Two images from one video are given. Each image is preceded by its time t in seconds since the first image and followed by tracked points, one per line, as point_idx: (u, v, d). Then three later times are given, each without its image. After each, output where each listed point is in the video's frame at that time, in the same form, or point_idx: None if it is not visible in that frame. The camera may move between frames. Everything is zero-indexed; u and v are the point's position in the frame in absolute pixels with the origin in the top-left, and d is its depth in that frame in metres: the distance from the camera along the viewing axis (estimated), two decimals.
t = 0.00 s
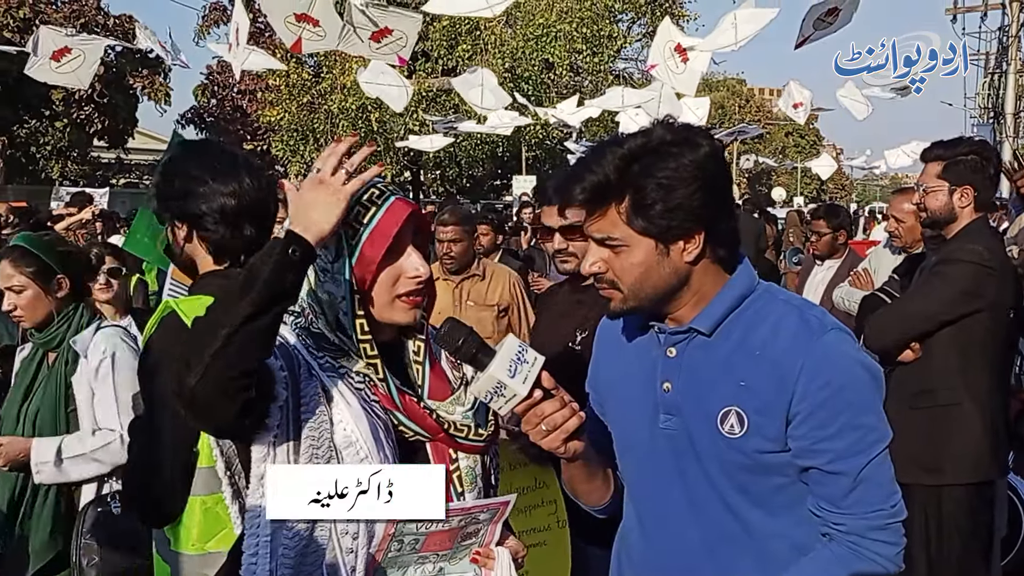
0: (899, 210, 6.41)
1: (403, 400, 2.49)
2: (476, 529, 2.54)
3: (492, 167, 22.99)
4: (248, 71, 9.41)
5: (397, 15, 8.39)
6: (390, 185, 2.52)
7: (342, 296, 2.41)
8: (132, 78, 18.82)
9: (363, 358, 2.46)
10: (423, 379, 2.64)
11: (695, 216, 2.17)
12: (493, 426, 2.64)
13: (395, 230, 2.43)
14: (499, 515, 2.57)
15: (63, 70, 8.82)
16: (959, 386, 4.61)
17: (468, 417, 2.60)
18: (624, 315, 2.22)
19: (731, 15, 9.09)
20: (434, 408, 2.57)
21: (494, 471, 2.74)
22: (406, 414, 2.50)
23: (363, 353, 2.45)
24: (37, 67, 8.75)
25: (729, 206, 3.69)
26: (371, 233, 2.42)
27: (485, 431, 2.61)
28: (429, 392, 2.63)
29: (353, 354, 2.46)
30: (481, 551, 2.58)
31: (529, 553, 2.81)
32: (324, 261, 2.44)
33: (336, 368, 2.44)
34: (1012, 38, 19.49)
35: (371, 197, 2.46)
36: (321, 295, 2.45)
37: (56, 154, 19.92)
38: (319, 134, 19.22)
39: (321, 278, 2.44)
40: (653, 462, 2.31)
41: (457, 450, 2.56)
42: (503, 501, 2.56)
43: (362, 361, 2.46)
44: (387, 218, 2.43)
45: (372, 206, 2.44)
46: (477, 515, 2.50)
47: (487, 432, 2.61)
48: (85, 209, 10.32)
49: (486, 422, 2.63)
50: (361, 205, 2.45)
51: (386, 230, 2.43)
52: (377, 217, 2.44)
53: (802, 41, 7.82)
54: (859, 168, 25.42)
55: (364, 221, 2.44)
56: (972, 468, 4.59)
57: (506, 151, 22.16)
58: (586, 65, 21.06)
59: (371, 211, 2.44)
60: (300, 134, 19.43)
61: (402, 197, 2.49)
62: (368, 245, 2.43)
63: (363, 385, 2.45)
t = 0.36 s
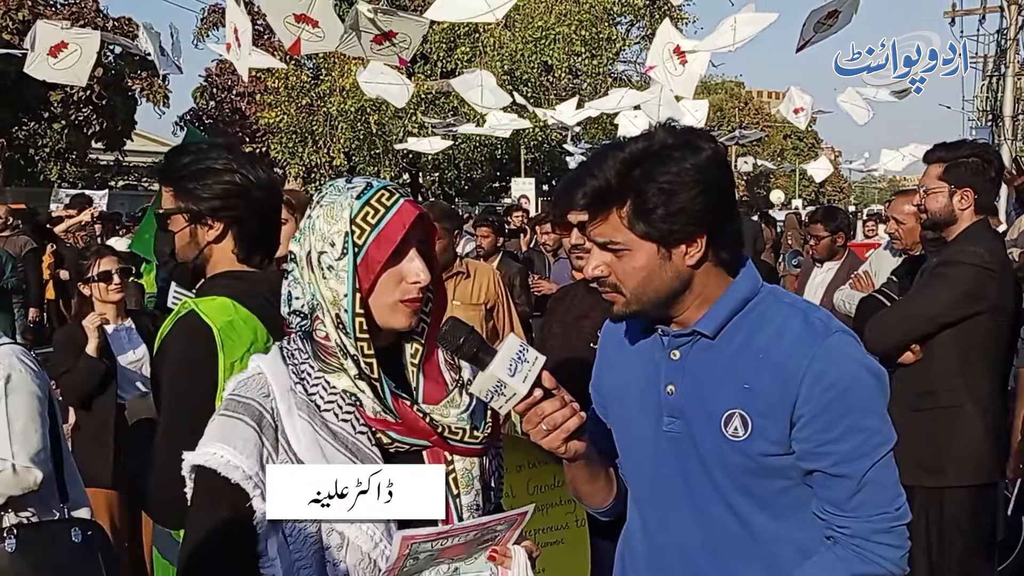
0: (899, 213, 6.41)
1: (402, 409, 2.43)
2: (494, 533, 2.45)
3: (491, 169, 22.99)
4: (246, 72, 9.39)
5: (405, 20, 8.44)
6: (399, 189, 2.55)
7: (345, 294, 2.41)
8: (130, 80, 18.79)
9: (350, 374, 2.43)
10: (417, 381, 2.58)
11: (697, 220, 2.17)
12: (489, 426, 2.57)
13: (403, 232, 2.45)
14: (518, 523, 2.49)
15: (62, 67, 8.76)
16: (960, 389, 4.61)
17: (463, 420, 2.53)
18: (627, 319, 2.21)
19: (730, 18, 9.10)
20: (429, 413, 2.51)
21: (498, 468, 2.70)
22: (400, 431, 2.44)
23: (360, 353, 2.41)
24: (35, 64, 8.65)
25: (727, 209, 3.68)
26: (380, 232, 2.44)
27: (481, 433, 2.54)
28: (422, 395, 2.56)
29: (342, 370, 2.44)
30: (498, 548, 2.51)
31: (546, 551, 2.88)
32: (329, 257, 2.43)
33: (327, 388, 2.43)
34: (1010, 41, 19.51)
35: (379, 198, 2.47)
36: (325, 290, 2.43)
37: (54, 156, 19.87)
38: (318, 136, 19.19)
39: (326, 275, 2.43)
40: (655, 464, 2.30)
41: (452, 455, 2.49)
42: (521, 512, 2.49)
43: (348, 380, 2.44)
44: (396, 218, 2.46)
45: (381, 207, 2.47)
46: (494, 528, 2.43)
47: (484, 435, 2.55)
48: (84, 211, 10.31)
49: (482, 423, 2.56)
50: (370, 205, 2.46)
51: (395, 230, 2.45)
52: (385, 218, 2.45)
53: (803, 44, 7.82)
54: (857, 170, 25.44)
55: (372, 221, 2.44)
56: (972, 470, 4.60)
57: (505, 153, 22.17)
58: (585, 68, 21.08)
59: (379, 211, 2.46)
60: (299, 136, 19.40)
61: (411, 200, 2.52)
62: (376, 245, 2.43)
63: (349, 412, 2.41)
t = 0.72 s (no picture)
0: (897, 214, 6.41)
1: (386, 422, 2.41)
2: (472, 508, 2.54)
3: (490, 171, 23.01)
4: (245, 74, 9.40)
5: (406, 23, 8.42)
6: (387, 193, 2.53)
7: (331, 305, 2.37)
8: (130, 82, 18.78)
9: (333, 386, 2.39)
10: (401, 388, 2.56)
11: (695, 222, 2.17)
12: (476, 434, 2.56)
13: (392, 241, 2.43)
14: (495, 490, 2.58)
15: (62, 63, 8.74)
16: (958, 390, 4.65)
17: (449, 427, 2.51)
18: (627, 321, 2.21)
19: (730, 20, 9.10)
20: (411, 422, 2.48)
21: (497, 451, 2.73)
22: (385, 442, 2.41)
23: (346, 366, 2.38)
24: (36, 65, 8.69)
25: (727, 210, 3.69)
26: (369, 240, 2.42)
27: (467, 441, 2.53)
28: (405, 404, 2.54)
29: (326, 381, 2.40)
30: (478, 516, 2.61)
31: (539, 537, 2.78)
32: (316, 266, 2.39)
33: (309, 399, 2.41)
34: (1009, 44, 19.53)
35: (366, 204, 2.44)
36: (311, 299, 2.39)
37: (53, 157, 19.84)
38: (317, 138, 19.18)
39: (313, 284, 2.39)
40: (656, 467, 2.31)
41: (433, 462, 2.47)
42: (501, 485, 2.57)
43: (331, 391, 2.40)
44: (384, 226, 2.44)
45: (369, 213, 2.43)
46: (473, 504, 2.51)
47: (471, 442, 2.54)
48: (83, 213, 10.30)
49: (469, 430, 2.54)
50: (357, 212, 2.42)
51: (383, 238, 2.42)
52: (373, 225, 2.43)
53: (803, 47, 7.83)
54: (856, 172, 25.48)
55: (361, 229, 2.41)
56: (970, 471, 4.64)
57: (504, 155, 22.19)
58: (585, 69, 21.14)
59: (367, 218, 2.43)
60: (298, 138, 19.39)
61: (399, 205, 2.49)
62: (367, 253, 2.41)
63: (333, 422, 2.41)
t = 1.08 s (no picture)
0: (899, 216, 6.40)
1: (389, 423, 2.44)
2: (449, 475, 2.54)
3: (490, 171, 23.01)
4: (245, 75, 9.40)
5: (410, 20, 8.26)
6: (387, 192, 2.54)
7: (343, 300, 2.36)
8: (130, 82, 18.75)
9: (330, 389, 2.40)
10: (397, 380, 2.57)
11: (686, 228, 2.16)
12: (472, 427, 2.60)
13: (402, 235, 2.44)
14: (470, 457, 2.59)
15: (64, 64, 8.74)
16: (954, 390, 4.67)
17: (446, 421, 2.55)
18: (624, 327, 2.20)
19: (729, 20, 9.09)
20: (408, 419, 2.52)
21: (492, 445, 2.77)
22: (383, 441, 2.42)
23: (353, 361, 2.37)
24: (39, 67, 8.72)
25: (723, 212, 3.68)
26: (379, 236, 2.42)
27: (465, 434, 2.58)
28: (403, 401, 2.56)
29: (323, 384, 2.40)
30: (460, 485, 2.58)
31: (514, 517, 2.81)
32: (323, 264, 2.37)
33: (306, 400, 2.40)
34: (1010, 44, 19.52)
35: (370, 202, 2.44)
36: (315, 298, 2.37)
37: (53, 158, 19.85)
38: (317, 138, 19.18)
39: (320, 282, 2.37)
40: (656, 468, 2.30)
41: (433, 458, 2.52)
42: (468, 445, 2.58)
43: (329, 393, 2.40)
44: (394, 221, 2.45)
45: (374, 211, 2.44)
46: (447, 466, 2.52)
47: (469, 433, 2.59)
48: (83, 214, 10.30)
49: (466, 424, 2.59)
50: (362, 209, 2.42)
51: (393, 233, 2.44)
52: (381, 222, 2.43)
53: (803, 47, 7.83)
54: (856, 171, 25.47)
55: (369, 226, 2.41)
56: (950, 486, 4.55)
57: (504, 155, 22.19)
58: (585, 69, 21.21)
59: (373, 216, 2.43)
60: (298, 138, 19.39)
61: (404, 201, 2.50)
62: (376, 249, 2.42)
63: (331, 421, 2.40)
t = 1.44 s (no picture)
0: (902, 217, 6.51)
1: (397, 424, 2.42)
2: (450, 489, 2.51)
3: (489, 170, 23.03)
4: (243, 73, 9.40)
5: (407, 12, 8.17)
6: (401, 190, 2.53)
7: (359, 297, 2.34)
8: (129, 82, 18.72)
9: (335, 386, 2.39)
10: (400, 381, 2.51)
11: (679, 227, 2.16)
12: (473, 428, 2.58)
13: (417, 236, 2.45)
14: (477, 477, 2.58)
15: (67, 65, 8.74)
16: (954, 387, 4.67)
17: (448, 422, 2.52)
18: (620, 325, 2.21)
19: (729, 20, 9.10)
20: (412, 420, 2.49)
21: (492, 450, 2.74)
22: (383, 440, 2.42)
23: (366, 356, 2.35)
24: (42, 67, 8.71)
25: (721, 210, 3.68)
26: (396, 234, 2.42)
27: (466, 438, 2.55)
28: (407, 402, 2.52)
29: (327, 380, 2.39)
30: (459, 502, 2.54)
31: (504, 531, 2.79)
32: (339, 259, 2.36)
33: (308, 397, 2.40)
34: (1009, 43, 19.52)
35: (387, 200, 2.43)
36: (328, 293, 2.36)
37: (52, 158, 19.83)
38: (316, 138, 19.18)
39: (336, 276, 2.35)
40: (654, 468, 2.30)
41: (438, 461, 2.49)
42: (479, 463, 2.58)
43: (334, 390, 2.39)
44: (410, 220, 2.45)
45: (391, 209, 2.43)
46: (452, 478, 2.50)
47: (469, 439, 2.55)
48: (83, 213, 10.30)
49: (467, 425, 2.56)
50: (379, 207, 2.41)
51: (410, 233, 2.44)
52: (398, 220, 2.43)
53: (801, 45, 7.83)
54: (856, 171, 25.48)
55: (387, 224, 2.41)
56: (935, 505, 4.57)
57: (503, 155, 22.21)
58: (584, 69, 21.17)
59: (391, 214, 2.42)
60: (298, 138, 19.39)
61: (419, 201, 2.50)
62: (393, 248, 2.41)
63: (333, 417, 2.40)
